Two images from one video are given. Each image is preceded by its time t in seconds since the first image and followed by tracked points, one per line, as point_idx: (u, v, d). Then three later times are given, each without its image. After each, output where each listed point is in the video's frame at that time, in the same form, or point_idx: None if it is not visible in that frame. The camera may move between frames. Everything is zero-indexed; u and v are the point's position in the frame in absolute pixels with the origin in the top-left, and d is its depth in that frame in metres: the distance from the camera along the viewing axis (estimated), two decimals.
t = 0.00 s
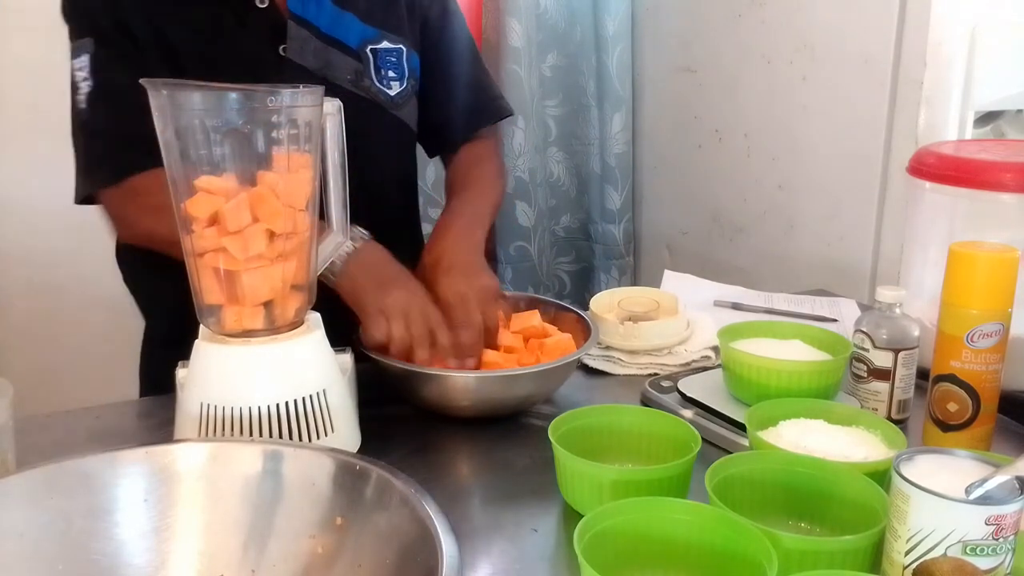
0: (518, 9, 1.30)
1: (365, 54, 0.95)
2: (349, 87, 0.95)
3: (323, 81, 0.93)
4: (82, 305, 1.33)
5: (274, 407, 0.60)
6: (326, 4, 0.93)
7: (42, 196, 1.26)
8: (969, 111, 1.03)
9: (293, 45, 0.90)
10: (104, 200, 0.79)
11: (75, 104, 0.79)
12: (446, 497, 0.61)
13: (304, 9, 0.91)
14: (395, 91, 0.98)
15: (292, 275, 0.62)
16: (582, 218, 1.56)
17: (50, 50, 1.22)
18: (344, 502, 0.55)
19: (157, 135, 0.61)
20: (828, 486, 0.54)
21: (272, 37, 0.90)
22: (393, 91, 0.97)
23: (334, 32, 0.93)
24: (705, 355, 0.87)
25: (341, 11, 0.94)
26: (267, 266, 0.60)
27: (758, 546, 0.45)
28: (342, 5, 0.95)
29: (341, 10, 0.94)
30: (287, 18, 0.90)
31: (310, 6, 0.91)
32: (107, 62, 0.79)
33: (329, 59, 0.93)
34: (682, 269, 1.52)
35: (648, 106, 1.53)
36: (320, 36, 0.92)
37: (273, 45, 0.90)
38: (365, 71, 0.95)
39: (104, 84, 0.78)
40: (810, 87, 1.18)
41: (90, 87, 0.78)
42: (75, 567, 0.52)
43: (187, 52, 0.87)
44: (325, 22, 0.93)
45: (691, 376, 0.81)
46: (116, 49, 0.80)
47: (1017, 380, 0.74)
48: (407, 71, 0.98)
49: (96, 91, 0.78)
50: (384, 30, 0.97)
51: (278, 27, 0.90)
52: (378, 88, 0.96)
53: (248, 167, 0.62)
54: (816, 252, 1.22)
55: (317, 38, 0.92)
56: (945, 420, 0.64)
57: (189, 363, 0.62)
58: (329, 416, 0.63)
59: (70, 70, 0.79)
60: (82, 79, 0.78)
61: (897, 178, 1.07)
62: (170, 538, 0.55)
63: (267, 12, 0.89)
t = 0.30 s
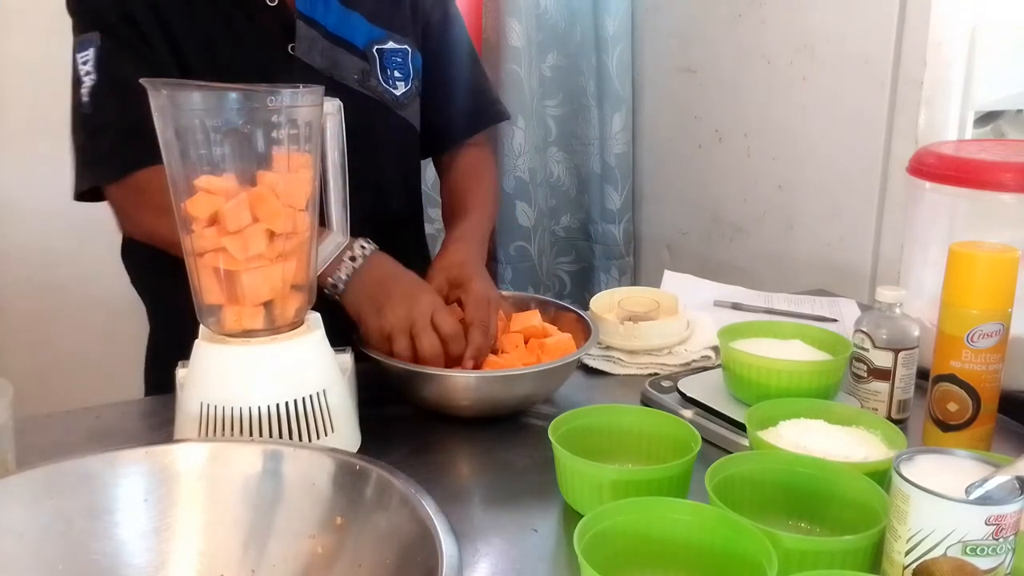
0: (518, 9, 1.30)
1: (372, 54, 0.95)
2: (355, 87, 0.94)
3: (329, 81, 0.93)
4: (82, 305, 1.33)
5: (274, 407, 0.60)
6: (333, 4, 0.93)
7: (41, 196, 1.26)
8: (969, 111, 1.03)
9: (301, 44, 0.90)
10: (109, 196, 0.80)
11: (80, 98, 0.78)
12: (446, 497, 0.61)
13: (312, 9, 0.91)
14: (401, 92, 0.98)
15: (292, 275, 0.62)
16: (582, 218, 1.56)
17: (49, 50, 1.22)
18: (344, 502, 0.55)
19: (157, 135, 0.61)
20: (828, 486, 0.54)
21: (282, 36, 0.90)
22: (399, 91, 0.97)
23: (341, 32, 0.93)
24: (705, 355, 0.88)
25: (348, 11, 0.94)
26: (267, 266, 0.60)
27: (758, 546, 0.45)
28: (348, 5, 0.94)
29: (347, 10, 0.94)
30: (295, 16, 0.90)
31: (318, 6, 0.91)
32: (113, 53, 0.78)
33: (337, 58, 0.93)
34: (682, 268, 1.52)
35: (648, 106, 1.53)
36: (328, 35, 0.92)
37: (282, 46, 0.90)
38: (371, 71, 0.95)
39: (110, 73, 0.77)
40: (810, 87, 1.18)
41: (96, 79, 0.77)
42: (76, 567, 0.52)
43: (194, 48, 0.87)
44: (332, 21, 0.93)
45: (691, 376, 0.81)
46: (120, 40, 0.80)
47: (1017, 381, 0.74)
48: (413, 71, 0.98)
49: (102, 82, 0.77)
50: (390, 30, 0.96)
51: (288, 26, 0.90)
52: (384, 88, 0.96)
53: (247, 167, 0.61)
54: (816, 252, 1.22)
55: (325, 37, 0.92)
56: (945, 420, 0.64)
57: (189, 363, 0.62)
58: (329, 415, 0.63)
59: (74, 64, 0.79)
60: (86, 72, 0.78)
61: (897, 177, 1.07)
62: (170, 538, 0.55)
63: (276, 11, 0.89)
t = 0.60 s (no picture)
0: (518, 10, 1.30)
1: (374, 57, 0.95)
2: (358, 90, 0.95)
3: (331, 83, 0.93)
4: (82, 305, 1.33)
5: (274, 407, 0.60)
6: (336, 6, 0.93)
7: (41, 197, 1.26)
8: (969, 111, 1.03)
9: (306, 47, 0.90)
10: (104, 200, 0.80)
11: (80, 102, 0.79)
12: (446, 497, 0.61)
13: (316, 11, 0.91)
14: (403, 95, 0.98)
15: (292, 275, 0.62)
16: (582, 218, 1.56)
17: (49, 50, 1.22)
18: (344, 502, 0.55)
19: (157, 135, 0.61)
20: (828, 486, 0.54)
21: (286, 38, 0.90)
22: (402, 95, 0.98)
23: (344, 34, 0.93)
24: (705, 355, 0.88)
25: (351, 14, 0.94)
26: (267, 266, 0.60)
27: (758, 546, 0.45)
28: (352, 8, 0.94)
29: (352, 13, 0.94)
30: (299, 19, 0.90)
31: (322, 8, 0.91)
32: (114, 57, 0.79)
33: (340, 61, 0.93)
34: (682, 269, 1.52)
35: (648, 106, 1.53)
36: (331, 37, 0.92)
37: (285, 48, 0.90)
38: (374, 74, 0.96)
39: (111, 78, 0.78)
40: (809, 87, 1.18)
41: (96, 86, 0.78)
42: (76, 567, 0.52)
43: (196, 49, 0.87)
44: (335, 24, 0.93)
45: (691, 376, 0.81)
46: (121, 44, 0.80)
47: (1017, 381, 0.74)
48: (415, 74, 0.99)
49: (101, 87, 0.78)
50: (392, 34, 0.97)
51: (291, 28, 0.90)
52: (387, 91, 0.97)
53: (247, 167, 0.61)
54: (816, 253, 1.22)
55: (329, 40, 0.92)
56: (945, 420, 0.64)
57: (189, 363, 0.62)
58: (329, 415, 0.63)
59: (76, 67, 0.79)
60: (87, 76, 0.78)
61: (897, 178, 1.07)
62: (170, 538, 0.55)
63: (280, 12, 0.89)
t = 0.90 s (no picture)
0: (518, 10, 1.30)
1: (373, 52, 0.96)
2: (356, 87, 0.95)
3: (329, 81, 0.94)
4: (81, 305, 1.33)
5: (274, 407, 0.60)
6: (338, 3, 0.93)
7: (41, 197, 1.26)
8: (969, 111, 1.03)
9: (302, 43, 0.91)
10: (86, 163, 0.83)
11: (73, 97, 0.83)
12: (446, 497, 0.61)
13: (314, 9, 0.92)
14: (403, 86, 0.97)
15: (292, 275, 0.62)
16: (582, 217, 1.56)
17: (48, 51, 1.22)
18: (343, 502, 0.55)
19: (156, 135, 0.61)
20: (828, 486, 0.54)
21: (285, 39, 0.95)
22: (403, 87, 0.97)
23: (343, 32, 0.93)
24: (705, 355, 0.88)
25: (353, 11, 0.94)
26: (267, 266, 0.60)
27: (758, 546, 0.45)
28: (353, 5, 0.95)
29: (352, 10, 0.94)
30: (299, 17, 0.93)
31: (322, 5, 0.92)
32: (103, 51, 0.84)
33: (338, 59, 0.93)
34: (682, 269, 1.52)
35: (648, 105, 1.53)
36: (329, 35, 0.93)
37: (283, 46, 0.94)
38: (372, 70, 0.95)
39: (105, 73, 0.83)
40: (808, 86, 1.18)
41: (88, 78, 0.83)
42: (76, 567, 0.52)
43: (195, 49, 0.90)
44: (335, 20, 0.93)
45: (691, 376, 0.81)
46: (120, 44, 0.85)
47: (1018, 381, 0.74)
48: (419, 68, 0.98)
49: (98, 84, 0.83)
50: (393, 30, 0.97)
51: (291, 27, 0.95)
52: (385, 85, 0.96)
53: (247, 168, 0.61)
54: (817, 252, 1.22)
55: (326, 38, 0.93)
56: (945, 420, 0.64)
57: (189, 363, 0.62)
58: (329, 416, 0.63)
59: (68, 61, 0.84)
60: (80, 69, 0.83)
61: (896, 177, 1.07)
62: (170, 538, 0.55)
63: (279, 11, 0.93)
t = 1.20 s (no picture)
0: (518, 10, 1.30)
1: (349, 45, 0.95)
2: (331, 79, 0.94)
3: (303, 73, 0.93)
4: (82, 306, 1.33)
5: (274, 407, 0.60)
6: None
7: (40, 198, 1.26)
8: (969, 111, 1.03)
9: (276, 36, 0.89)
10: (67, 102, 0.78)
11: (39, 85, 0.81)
12: (446, 497, 0.61)
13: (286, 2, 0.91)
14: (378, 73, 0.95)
15: (292, 275, 0.62)
16: (582, 217, 1.56)
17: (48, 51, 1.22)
18: (343, 502, 0.55)
19: (158, 135, 0.61)
20: (828, 486, 0.54)
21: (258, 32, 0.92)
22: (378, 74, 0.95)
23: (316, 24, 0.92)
24: (705, 355, 0.88)
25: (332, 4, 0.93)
26: (267, 266, 0.60)
27: (757, 546, 0.45)
28: None
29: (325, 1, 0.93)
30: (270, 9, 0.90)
31: None
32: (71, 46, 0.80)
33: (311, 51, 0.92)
34: (682, 268, 1.52)
35: (648, 105, 1.53)
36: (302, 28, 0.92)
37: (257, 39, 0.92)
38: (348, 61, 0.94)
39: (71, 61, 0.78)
40: (808, 86, 1.18)
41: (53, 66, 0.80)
42: (76, 567, 0.52)
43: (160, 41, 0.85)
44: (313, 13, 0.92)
45: (691, 376, 0.81)
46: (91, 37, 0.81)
47: (1018, 380, 0.74)
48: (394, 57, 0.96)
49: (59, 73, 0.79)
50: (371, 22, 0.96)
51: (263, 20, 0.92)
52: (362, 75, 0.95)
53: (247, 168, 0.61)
54: (817, 252, 1.22)
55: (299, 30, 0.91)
56: (945, 420, 0.64)
57: (189, 363, 0.62)
58: (329, 416, 0.63)
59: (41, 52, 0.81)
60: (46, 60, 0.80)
61: (897, 177, 1.07)
62: (169, 538, 0.55)
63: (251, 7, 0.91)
